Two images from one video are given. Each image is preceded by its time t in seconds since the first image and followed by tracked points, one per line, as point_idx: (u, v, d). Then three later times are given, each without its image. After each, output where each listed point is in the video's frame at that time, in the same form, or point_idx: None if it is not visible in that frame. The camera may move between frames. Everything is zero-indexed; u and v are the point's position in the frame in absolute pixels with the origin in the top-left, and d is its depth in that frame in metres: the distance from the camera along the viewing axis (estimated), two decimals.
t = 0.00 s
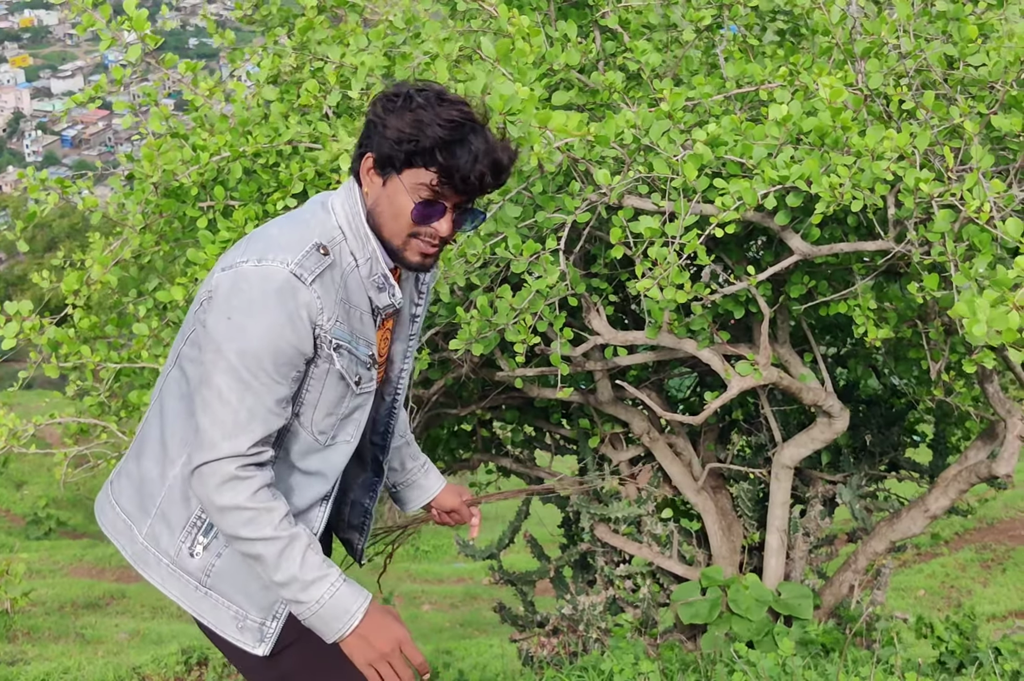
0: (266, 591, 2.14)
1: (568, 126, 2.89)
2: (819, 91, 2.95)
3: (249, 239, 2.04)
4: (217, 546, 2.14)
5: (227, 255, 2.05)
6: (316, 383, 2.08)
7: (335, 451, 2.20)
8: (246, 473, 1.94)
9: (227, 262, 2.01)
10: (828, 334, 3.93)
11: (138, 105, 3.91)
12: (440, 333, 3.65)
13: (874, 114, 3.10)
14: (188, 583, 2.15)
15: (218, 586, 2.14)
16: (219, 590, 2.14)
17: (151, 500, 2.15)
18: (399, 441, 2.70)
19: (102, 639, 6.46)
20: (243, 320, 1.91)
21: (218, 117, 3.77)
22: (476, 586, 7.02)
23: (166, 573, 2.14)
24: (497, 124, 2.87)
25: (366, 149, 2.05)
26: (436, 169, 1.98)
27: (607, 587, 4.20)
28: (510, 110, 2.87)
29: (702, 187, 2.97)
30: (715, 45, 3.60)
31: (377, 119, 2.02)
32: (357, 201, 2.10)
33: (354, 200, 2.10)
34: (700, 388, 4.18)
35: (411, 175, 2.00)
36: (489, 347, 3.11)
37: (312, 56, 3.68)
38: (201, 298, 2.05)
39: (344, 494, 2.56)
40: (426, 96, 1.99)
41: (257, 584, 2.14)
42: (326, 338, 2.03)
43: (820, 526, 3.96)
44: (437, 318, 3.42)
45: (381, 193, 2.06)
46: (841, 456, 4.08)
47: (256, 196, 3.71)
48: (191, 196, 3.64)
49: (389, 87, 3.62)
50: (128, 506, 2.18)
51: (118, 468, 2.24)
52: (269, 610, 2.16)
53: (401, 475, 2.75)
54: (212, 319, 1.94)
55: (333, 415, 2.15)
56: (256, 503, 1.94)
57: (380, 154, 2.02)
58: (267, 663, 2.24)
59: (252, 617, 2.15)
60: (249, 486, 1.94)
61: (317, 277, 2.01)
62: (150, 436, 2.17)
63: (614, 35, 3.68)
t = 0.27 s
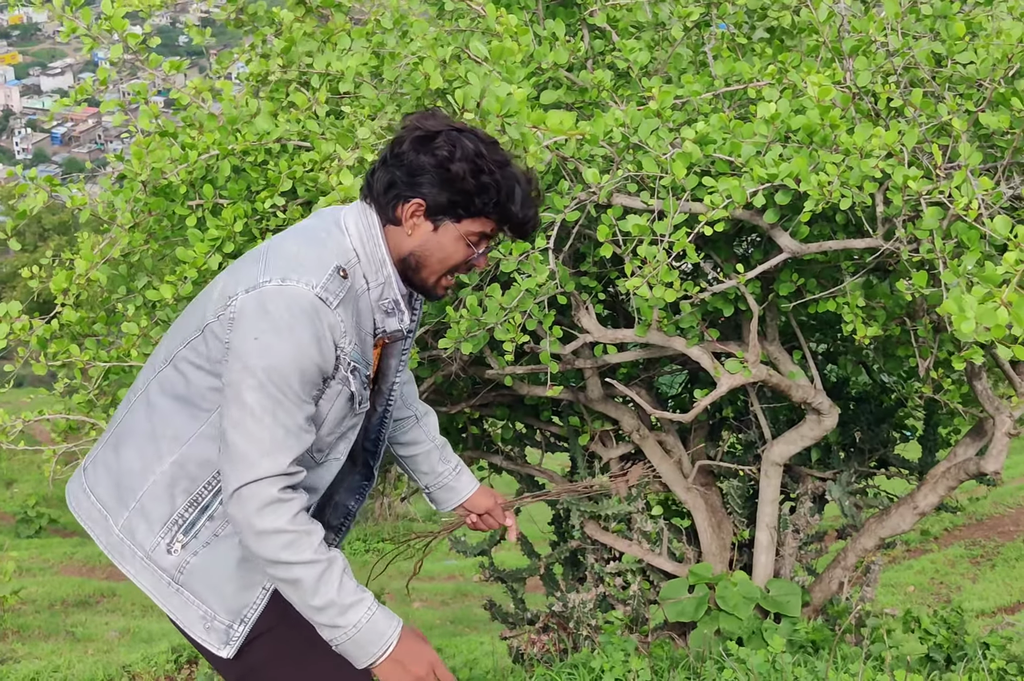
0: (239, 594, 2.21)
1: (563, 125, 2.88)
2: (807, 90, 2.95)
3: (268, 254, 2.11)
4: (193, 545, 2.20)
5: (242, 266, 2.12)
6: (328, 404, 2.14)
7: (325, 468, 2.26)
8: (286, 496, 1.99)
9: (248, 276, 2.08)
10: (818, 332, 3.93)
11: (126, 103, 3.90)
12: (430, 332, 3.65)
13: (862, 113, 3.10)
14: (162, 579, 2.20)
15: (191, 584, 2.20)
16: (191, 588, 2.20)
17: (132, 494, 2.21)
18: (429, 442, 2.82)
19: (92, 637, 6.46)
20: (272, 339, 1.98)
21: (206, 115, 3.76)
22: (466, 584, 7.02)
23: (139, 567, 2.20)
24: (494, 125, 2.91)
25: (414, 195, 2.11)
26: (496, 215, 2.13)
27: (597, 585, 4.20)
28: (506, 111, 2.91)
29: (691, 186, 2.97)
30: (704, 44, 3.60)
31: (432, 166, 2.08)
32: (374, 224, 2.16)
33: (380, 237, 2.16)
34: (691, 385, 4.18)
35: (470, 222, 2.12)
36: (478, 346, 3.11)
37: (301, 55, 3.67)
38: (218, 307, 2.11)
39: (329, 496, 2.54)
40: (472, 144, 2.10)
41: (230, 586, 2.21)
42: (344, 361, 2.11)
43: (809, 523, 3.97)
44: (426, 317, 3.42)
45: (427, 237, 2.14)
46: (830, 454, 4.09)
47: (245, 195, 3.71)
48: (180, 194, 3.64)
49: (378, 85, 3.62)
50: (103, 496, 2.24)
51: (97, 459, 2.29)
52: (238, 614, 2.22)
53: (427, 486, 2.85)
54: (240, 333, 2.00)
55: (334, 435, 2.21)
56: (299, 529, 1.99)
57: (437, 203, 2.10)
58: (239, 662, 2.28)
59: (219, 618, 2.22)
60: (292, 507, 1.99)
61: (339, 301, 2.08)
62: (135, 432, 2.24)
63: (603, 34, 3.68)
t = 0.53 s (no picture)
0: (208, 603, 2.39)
1: (550, 110, 2.87)
2: (795, 78, 2.95)
3: (315, 317, 2.29)
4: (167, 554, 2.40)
5: (288, 324, 2.31)
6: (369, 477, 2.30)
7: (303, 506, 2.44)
8: (366, 563, 2.23)
9: (303, 339, 2.27)
10: (806, 322, 3.94)
11: (113, 92, 3.87)
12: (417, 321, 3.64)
13: (850, 101, 3.10)
14: (131, 583, 2.38)
15: (157, 588, 2.37)
16: (157, 593, 2.37)
17: (116, 495, 2.40)
18: (431, 484, 2.95)
19: (81, 629, 6.44)
20: (346, 415, 2.19)
21: (193, 103, 3.74)
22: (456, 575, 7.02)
23: (109, 567, 2.39)
24: (477, 104, 2.93)
25: (449, 277, 2.29)
26: (524, 304, 2.33)
27: (586, 575, 4.21)
28: (491, 91, 2.91)
29: (678, 174, 2.97)
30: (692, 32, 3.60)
31: (471, 254, 2.27)
32: (411, 300, 2.32)
33: (415, 316, 2.32)
34: (679, 375, 4.17)
35: (500, 310, 2.32)
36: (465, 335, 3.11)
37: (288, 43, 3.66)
38: (260, 362, 2.30)
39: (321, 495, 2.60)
40: (506, 236, 2.30)
41: (197, 596, 2.38)
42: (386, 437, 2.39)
43: (797, 513, 3.97)
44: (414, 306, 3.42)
45: (457, 318, 2.32)
46: (818, 443, 4.10)
47: (232, 183, 3.69)
48: (167, 183, 3.62)
49: (365, 74, 3.61)
50: (80, 489, 2.44)
51: (79, 470, 2.46)
52: (202, 625, 2.39)
53: (433, 527, 2.97)
54: (305, 402, 2.21)
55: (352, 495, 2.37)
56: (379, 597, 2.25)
57: (472, 288, 2.28)
58: (203, 673, 2.47)
59: (183, 628, 2.37)
60: (365, 570, 2.23)
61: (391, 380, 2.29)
62: (129, 444, 2.43)
63: (591, 22, 3.67)
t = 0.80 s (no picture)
0: (220, 623, 2.31)
1: (528, 95, 2.86)
2: (780, 63, 2.95)
3: (376, 386, 2.22)
4: (181, 568, 2.31)
5: (346, 388, 2.23)
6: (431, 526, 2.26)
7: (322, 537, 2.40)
8: (448, 610, 2.22)
9: (367, 410, 2.19)
10: (792, 309, 3.95)
11: (101, 75, 3.85)
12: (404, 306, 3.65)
13: (836, 85, 3.10)
14: (143, 594, 2.28)
15: (169, 603, 2.28)
16: (169, 608, 2.28)
17: (139, 504, 2.31)
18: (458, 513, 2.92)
19: (68, 615, 6.44)
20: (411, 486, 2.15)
21: (180, 88, 3.73)
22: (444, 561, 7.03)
23: (122, 575, 2.29)
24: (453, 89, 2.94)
25: (487, 361, 2.22)
26: (555, 386, 2.28)
27: (573, 560, 4.22)
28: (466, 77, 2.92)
29: (664, 158, 2.97)
30: (678, 17, 3.60)
31: (510, 342, 2.21)
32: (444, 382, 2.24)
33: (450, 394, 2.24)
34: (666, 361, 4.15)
35: (532, 392, 2.27)
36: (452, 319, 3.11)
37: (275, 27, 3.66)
38: (315, 426, 2.22)
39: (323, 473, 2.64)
40: (538, 320, 2.25)
41: (208, 614, 2.30)
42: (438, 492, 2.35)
43: (784, 498, 3.99)
44: (401, 290, 3.41)
45: (490, 399, 2.26)
46: (804, 429, 4.11)
47: (219, 168, 3.69)
48: (153, 167, 3.61)
49: (352, 58, 3.61)
50: (95, 493, 2.34)
51: (96, 475, 2.35)
52: (213, 643, 2.30)
53: (466, 551, 2.98)
54: (370, 473, 2.15)
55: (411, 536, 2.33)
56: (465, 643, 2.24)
57: (510, 374, 2.23)
58: None
59: (192, 644, 2.28)
60: (443, 620, 2.22)
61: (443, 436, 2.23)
62: (155, 463, 2.32)
63: (577, 7, 3.66)
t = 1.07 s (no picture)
0: (259, 646, 2.15)
1: (522, 80, 2.87)
2: (764, 49, 2.95)
3: (428, 419, 2.09)
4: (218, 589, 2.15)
5: (399, 421, 2.09)
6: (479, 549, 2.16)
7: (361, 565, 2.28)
8: (510, 627, 2.13)
9: (420, 444, 2.06)
10: (778, 295, 3.96)
11: (86, 63, 3.83)
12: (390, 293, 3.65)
13: (820, 72, 3.11)
14: (178, 612, 2.12)
15: (208, 622, 2.13)
16: (208, 627, 2.13)
17: (177, 519, 2.16)
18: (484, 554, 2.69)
19: (54, 605, 6.43)
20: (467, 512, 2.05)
21: (164, 75, 3.72)
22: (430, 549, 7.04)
23: (156, 591, 2.13)
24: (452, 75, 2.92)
25: (511, 407, 2.11)
26: (574, 434, 2.19)
27: (560, 547, 4.23)
28: (464, 62, 2.91)
29: (649, 145, 2.98)
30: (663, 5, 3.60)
31: (537, 388, 2.11)
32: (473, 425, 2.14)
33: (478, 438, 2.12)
34: (652, 348, 4.16)
35: (551, 440, 2.18)
36: (438, 305, 3.11)
37: (259, 15, 3.65)
38: (369, 458, 2.07)
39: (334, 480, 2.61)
40: (564, 369, 2.15)
41: (249, 635, 2.14)
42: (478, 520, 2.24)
43: (768, 484, 4.02)
44: (387, 277, 3.41)
45: (512, 446, 2.16)
46: (790, 415, 4.12)
47: (204, 156, 3.69)
48: (138, 155, 3.61)
49: (337, 45, 3.61)
50: (130, 506, 2.16)
51: (131, 488, 2.16)
52: (249, 667, 2.14)
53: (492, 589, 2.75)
54: (428, 501, 2.02)
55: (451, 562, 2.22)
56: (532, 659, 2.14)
57: (533, 420, 2.12)
58: None
59: (227, 666, 2.12)
60: (507, 639, 2.11)
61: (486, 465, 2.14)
62: (194, 482, 2.16)
63: None
